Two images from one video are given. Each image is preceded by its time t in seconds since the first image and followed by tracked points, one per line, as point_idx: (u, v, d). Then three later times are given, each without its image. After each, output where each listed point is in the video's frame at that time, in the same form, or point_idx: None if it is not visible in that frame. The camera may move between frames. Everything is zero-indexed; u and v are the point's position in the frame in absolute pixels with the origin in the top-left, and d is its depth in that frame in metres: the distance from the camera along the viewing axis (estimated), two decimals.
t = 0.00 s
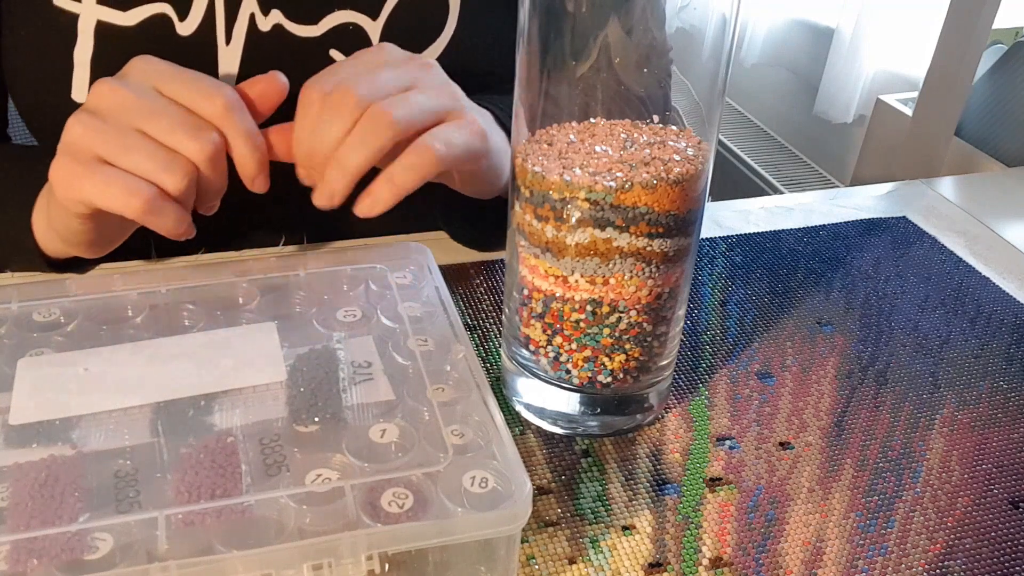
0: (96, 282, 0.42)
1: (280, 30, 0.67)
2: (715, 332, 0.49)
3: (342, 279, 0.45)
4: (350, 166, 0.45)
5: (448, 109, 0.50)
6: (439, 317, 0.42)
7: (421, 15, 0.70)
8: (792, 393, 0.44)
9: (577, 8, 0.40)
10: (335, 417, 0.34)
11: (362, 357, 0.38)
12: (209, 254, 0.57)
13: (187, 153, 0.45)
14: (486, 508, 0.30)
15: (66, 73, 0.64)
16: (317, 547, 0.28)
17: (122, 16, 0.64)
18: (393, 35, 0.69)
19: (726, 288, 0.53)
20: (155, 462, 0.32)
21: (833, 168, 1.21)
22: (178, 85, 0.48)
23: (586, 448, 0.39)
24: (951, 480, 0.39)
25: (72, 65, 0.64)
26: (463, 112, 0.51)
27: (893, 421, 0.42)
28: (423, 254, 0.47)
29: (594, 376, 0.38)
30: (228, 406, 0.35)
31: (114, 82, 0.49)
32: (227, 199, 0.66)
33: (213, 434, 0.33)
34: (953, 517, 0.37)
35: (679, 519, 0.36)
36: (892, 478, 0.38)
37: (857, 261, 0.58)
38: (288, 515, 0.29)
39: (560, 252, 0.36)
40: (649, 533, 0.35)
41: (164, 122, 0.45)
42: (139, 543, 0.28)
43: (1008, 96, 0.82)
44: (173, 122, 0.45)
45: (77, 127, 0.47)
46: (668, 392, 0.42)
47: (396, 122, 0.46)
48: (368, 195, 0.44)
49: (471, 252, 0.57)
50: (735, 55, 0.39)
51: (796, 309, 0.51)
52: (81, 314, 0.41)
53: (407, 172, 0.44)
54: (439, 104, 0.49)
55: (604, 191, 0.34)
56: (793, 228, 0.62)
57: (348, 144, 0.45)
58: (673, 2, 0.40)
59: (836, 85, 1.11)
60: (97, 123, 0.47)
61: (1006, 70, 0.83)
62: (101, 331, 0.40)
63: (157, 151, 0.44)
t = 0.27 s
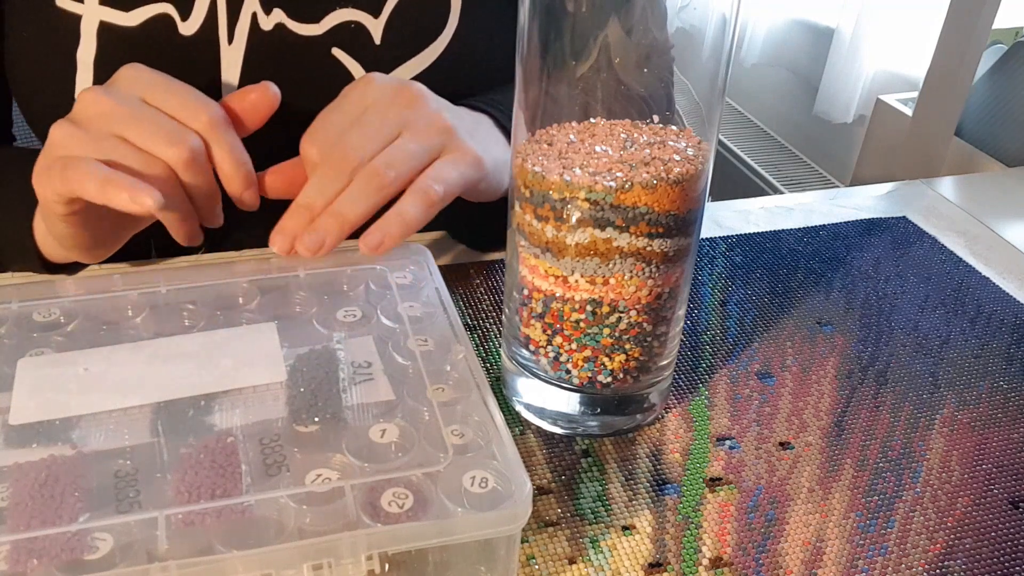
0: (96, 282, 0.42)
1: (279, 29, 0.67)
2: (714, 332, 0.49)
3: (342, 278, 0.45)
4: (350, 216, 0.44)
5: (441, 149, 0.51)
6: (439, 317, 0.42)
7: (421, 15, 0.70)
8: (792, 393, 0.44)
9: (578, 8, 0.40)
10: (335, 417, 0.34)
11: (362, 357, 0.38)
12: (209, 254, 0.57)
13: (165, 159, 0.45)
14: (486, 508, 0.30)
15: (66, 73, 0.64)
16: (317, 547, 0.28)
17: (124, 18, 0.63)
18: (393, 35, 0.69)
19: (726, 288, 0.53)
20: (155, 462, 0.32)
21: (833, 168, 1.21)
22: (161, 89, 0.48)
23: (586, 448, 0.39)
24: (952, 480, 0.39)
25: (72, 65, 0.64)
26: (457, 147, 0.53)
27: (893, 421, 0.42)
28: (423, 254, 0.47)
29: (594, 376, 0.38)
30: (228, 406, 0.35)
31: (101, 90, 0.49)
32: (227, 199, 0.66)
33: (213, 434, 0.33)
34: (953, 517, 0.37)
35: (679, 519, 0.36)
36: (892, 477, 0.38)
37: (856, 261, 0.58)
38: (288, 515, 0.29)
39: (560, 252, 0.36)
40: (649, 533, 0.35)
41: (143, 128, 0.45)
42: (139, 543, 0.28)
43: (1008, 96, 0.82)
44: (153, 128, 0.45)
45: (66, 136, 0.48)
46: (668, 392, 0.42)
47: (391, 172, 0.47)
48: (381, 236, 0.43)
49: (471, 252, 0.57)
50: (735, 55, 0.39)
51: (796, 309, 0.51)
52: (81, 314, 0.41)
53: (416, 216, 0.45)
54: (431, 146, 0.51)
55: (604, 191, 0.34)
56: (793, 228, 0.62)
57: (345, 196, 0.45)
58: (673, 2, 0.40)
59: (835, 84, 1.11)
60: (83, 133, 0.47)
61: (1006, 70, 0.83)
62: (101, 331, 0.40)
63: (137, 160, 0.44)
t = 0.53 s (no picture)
0: (97, 283, 0.42)
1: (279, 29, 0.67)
2: (715, 332, 0.49)
3: (342, 279, 0.45)
4: (364, 205, 0.45)
5: (451, 136, 0.52)
6: (439, 317, 0.42)
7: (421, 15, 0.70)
8: (792, 393, 0.44)
9: (578, 8, 0.40)
10: (335, 417, 0.34)
11: (362, 357, 0.38)
12: (209, 253, 0.57)
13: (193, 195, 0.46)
14: (486, 509, 0.30)
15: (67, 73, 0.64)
16: (317, 547, 0.28)
17: (129, 11, 0.64)
18: (392, 35, 0.69)
19: (726, 288, 0.53)
20: (155, 462, 0.32)
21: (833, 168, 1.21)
22: (187, 115, 0.49)
23: (586, 448, 0.39)
24: (951, 480, 0.39)
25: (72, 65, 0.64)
26: (469, 133, 0.52)
27: (892, 421, 0.42)
28: (422, 254, 0.47)
29: (594, 376, 0.38)
30: (228, 406, 0.35)
31: (119, 108, 0.49)
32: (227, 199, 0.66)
33: (213, 435, 0.33)
34: (953, 517, 0.37)
35: (679, 519, 0.36)
36: (892, 478, 0.38)
37: (857, 261, 0.58)
38: (288, 515, 0.29)
39: (560, 252, 0.36)
40: (649, 533, 0.35)
41: (170, 159, 0.46)
42: (139, 543, 0.28)
43: (1008, 96, 0.82)
44: (179, 160, 0.46)
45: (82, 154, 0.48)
46: (668, 392, 0.42)
47: (401, 160, 0.48)
48: (395, 227, 0.44)
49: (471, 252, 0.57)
50: (735, 55, 0.39)
51: (796, 309, 0.51)
52: (81, 313, 0.41)
53: (427, 208, 0.46)
54: (441, 133, 0.51)
55: (604, 191, 0.34)
56: (793, 228, 0.62)
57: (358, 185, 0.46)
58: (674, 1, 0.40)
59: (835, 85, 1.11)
60: (102, 154, 0.47)
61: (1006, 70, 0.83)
62: (101, 331, 0.40)
63: (165, 193, 0.46)
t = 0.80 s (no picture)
0: (97, 284, 0.42)
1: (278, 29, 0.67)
2: (715, 332, 0.49)
3: (342, 279, 0.45)
4: (364, 217, 0.46)
5: (454, 141, 0.51)
6: (439, 317, 0.42)
7: (421, 16, 0.70)
8: (792, 393, 0.44)
9: (577, 8, 0.40)
10: (335, 417, 0.34)
11: (362, 357, 0.38)
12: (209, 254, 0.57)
13: (194, 211, 0.46)
14: (486, 509, 0.30)
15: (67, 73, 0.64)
16: (317, 547, 0.28)
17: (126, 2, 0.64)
18: (392, 35, 0.69)
19: (726, 288, 0.53)
20: (155, 462, 0.32)
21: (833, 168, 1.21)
22: (188, 128, 0.48)
23: (586, 448, 0.39)
24: (951, 480, 0.39)
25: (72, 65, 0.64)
26: (471, 139, 0.52)
27: (893, 421, 0.42)
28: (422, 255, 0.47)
29: (594, 376, 0.38)
30: (229, 406, 0.35)
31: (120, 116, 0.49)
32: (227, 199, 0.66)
33: (213, 435, 0.33)
34: (953, 517, 0.37)
35: (679, 520, 0.36)
36: (892, 478, 0.38)
37: (857, 261, 0.58)
38: (288, 515, 0.29)
39: (560, 252, 0.36)
40: (649, 533, 0.35)
41: (170, 175, 0.46)
42: (139, 543, 0.28)
43: (1008, 96, 0.82)
44: (179, 176, 0.46)
45: (85, 166, 0.48)
46: (668, 392, 0.42)
47: (402, 171, 0.48)
48: (398, 244, 0.44)
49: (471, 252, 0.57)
50: (735, 55, 0.39)
51: (796, 309, 0.51)
52: (81, 314, 0.41)
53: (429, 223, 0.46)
54: (443, 140, 0.50)
55: (604, 191, 0.34)
56: (793, 228, 0.62)
57: (359, 197, 0.46)
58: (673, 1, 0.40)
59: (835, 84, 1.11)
60: (104, 166, 0.48)
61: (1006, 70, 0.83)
62: (101, 331, 0.40)
63: (166, 210, 0.46)
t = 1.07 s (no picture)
0: (97, 284, 0.42)
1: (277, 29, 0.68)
2: (715, 332, 0.49)
3: (342, 279, 0.45)
4: (364, 218, 0.46)
5: (455, 141, 0.51)
6: (439, 318, 0.42)
7: (420, 16, 0.70)
8: (792, 393, 0.44)
9: (577, 8, 0.40)
10: (335, 417, 0.34)
11: (362, 357, 0.38)
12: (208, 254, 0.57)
13: (189, 208, 0.46)
14: (486, 509, 0.30)
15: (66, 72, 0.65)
16: (317, 547, 0.28)
17: None
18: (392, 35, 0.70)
19: (726, 288, 0.53)
20: (155, 463, 0.32)
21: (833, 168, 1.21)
22: (187, 124, 0.48)
23: (586, 448, 0.39)
24: (952, 480, 0.39)
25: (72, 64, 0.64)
26: (472, 139, 0.52)
27: (893, 421, 0.42)
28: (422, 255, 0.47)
29: (594, 376, 0.38)
30: (229, 406, 0.35)
31: (119, 107, 0.49)
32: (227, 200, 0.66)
33: (213, 435, 0.33)
34: (953, 517, 0.37)
35: (679, 520, 0.36)
36: (892, 478, 0.38)
37: (857, 261, 0.58)
38: (288, 515, 0.29)
39: (560, 252, 0.36)
40: (649, 533, 0.35)
41: (166, 170, 0.46)
42: (139, 543, 0.28)
43: (1008, 96, 0.82)
44: (176, 171, 0.46)
45: (81, 157, 0.48)
46: (668, 392, 0.42)
47: (405, 171, 0.48)
48: (398, 244, 0.44)
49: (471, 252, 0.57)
50: (735, 55, 0.39)
51: (796, 309, 0.51)
52: (81, 314, 0.41)
53: (429, 224, 0.46)
54: (445, 139, 0.50)
55: (604, 191, 0.34)
56: (793, 228, 0.62)
57: (359, 198, 0.46)
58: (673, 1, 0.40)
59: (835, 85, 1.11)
60: (101, 158, 0.47)
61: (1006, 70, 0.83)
62: (101, 331, 0.40)
63: (161, 205, 0.46)
